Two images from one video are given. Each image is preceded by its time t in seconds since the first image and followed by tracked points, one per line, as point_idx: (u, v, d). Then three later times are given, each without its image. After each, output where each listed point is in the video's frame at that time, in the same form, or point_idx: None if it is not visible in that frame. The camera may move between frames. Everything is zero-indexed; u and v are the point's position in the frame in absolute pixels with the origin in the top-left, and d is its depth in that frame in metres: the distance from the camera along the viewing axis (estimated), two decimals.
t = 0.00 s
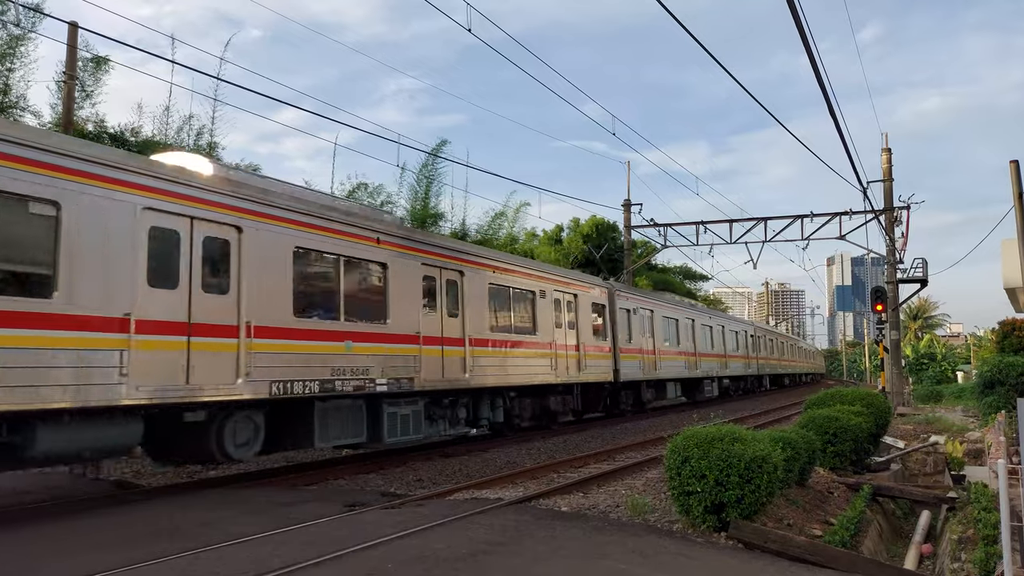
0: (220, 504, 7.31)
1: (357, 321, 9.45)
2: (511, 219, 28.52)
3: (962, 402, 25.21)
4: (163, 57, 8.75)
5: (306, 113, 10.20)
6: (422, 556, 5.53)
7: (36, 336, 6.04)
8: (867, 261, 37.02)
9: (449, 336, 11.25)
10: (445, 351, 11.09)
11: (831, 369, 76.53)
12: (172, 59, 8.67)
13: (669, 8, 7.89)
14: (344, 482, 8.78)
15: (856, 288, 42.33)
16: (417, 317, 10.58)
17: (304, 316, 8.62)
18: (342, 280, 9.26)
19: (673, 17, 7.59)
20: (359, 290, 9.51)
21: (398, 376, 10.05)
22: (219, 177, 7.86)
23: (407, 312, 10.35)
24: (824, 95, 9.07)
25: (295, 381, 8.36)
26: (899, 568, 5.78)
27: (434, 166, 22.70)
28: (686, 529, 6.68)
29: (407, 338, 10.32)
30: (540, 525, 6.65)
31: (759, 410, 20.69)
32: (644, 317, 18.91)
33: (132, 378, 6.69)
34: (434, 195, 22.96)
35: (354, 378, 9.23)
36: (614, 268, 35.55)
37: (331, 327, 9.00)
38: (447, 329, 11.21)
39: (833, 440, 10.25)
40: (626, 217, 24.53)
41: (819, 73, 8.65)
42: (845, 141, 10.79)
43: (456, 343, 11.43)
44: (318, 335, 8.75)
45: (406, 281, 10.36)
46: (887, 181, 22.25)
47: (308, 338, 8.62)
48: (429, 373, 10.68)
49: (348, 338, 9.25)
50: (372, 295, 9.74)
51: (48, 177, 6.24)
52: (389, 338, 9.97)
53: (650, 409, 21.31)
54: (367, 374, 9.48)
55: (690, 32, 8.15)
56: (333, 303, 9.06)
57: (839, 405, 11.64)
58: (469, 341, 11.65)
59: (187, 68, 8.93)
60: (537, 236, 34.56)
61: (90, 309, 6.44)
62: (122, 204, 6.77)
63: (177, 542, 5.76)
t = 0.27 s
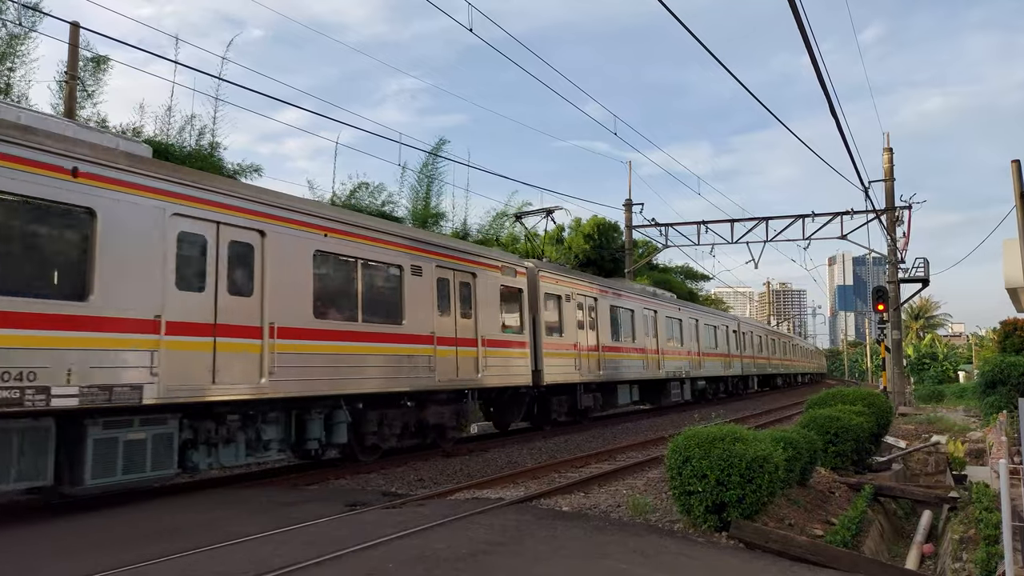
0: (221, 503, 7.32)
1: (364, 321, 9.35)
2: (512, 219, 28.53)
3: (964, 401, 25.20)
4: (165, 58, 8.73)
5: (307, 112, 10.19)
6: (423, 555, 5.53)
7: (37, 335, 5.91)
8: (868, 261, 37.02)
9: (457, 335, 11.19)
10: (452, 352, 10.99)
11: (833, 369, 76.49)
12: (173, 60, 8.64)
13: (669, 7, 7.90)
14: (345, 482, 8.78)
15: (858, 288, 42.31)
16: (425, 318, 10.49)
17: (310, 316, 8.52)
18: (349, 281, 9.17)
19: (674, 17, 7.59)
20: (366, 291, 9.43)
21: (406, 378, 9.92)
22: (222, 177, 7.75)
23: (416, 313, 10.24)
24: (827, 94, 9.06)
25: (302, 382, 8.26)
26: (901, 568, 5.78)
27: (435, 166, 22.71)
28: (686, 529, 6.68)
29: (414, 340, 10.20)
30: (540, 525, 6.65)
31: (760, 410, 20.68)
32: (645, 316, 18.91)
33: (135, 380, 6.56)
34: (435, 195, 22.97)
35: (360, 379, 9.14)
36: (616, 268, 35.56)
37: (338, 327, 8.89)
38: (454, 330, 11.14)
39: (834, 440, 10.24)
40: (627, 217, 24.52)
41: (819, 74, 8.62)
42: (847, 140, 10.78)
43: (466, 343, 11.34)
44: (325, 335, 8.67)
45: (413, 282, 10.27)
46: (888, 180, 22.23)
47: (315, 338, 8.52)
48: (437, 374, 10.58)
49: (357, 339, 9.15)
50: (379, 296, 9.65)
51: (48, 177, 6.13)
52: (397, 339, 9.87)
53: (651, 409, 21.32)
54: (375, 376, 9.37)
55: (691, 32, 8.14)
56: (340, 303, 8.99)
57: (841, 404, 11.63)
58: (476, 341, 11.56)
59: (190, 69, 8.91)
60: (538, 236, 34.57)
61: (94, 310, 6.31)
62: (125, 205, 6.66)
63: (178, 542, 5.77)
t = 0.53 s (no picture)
0: (222, 503, 7.32)
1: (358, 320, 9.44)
2: (513, 219, 28.51)
3: (965, 401, 25.19)
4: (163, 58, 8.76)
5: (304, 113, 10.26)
6: (423, 555, 5.53)
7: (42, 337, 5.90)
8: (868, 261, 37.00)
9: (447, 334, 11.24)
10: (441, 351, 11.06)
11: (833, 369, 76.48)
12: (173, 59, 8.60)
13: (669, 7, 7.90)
14: (345, 481, 8.78)
15: (858, 287, 42.29)
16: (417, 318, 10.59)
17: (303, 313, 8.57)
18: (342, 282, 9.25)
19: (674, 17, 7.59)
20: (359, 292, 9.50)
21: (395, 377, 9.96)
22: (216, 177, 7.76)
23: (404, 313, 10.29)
24: (827, 94, 9.06)
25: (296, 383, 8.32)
26: (902, 567, 5.78)
27: (436, 165, 22.70)
28: (687, 529, 6.68)
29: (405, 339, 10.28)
30: (541, 524, 6.65)
31: (760, 410, 20.63)
32: (645, 316, 18.91)
33: (137, 380, 6.57)
34: (435, 195, 22.96)
35: (353, 380, 9.17)
36: (616, 268, 35.56)
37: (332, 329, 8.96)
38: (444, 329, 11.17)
39: (834, 439, 10.24)
40: (627, 217, 24.52)
41: (819, 74, 8.61)
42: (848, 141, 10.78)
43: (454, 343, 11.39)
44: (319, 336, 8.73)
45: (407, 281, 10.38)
46: (889, 180, 22.23)
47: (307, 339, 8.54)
48: (426, 373, 10.65)
49: (348, 338, 9.21)
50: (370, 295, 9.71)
51: (47, 177, 6.11)
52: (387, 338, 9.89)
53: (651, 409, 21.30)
54: (366, 375, 9.41)
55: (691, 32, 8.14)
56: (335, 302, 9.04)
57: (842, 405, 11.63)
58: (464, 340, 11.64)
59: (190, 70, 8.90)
60: (538, 235, 34.56)
61: (96, 311, 6.31)
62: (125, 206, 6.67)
63: (178, 542, 5.77)
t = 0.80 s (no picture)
0: (222, 503, 7.32)
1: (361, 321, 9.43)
2: (513, 219, 28.51)
3: (964, 401, 25.20)
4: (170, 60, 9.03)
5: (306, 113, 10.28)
6: (423, 555, 5.53)
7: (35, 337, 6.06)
8: (868, 261, 37.00)
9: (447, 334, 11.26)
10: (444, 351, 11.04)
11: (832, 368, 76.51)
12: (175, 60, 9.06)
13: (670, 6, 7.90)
14: (345, 481, 8.78)
15: (858, 287, 42.30)
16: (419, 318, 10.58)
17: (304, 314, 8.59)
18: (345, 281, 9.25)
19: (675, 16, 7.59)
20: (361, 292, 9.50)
21: (396, 378, 9.96)
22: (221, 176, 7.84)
23: (405, 312, 10.30)
24: (826, 94, 9.07)
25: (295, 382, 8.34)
26: (901, 567, 5.78)
27: (435, 165, 22.69)
28: (686, 528, 6.68)
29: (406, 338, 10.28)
30: (540, 524, 6.65)
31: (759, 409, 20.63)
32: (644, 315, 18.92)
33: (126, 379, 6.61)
34: (435, 195, 22.95)
35: (352, 379, 9.18)
36: (616, 268, 35.56)
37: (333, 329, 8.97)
38: (445, 329, 11.16)
39: (834, 439, 10.25)
40: (627, 217, 24.52)
41: (819, 74, 8.61)
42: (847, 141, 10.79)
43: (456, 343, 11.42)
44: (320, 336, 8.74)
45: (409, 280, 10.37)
46: (888, 180, 22.23)
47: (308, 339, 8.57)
48: (427, 373, 10.65)
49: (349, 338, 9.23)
50: (372, 295, 9.70)
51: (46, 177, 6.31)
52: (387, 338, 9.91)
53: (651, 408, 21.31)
54: (364, 375, 9.41)
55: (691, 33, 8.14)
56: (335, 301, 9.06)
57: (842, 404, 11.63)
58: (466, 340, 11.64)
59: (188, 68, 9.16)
60: (538, 235, 34.55)
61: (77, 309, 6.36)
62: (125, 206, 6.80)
63: (178, 541, 5.77)
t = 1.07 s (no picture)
0: (221, 503, 7.31)
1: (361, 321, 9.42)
2: (512, 219, 28.51)
3: (963, 401, 25.21)
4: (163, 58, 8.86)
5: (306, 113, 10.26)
6: (423, 555, 5.54)
7: (53, 336, 6.03)
8: (867, 261, 37.04)
9: (450, 333, 11.29)
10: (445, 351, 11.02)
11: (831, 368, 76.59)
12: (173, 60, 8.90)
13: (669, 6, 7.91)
14: (344, 481, 8.77)
15: (857, 287, 42.30)
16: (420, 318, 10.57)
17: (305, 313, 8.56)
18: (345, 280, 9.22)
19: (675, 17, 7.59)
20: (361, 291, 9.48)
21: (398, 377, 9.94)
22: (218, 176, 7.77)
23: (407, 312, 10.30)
24: (825, 94, 9.07)
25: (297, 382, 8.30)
26: (900, 567, 5.79)
27: (435, 164, 22.69)
28: (686, 528, 6.69)
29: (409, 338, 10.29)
30: (540, 524, 6.65)
31: (758, 409, 20.63)
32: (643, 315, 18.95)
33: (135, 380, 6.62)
34: (434, 195, 22.95)
35: (353, 379, 9.15)
36: (615, 267, 35.57)
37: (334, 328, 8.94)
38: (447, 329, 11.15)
39: (833, 439, 10.26)
40: (626, 217, 24.53)
41: (819, 73, 8.61)
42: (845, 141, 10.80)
43: (457, 343, 11.42)
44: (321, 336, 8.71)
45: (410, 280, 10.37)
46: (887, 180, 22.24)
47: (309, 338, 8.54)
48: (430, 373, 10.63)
49: (349, 337, 9.20)
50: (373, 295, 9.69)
51: (54, 178, 6.18)
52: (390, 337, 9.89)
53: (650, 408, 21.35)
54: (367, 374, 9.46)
55: (690, 32, 8.14)
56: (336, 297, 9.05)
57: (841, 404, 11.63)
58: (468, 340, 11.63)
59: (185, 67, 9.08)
60: (538, 235, 34.56)
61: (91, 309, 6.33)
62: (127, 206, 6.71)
63: (178, 541, 5.77)
